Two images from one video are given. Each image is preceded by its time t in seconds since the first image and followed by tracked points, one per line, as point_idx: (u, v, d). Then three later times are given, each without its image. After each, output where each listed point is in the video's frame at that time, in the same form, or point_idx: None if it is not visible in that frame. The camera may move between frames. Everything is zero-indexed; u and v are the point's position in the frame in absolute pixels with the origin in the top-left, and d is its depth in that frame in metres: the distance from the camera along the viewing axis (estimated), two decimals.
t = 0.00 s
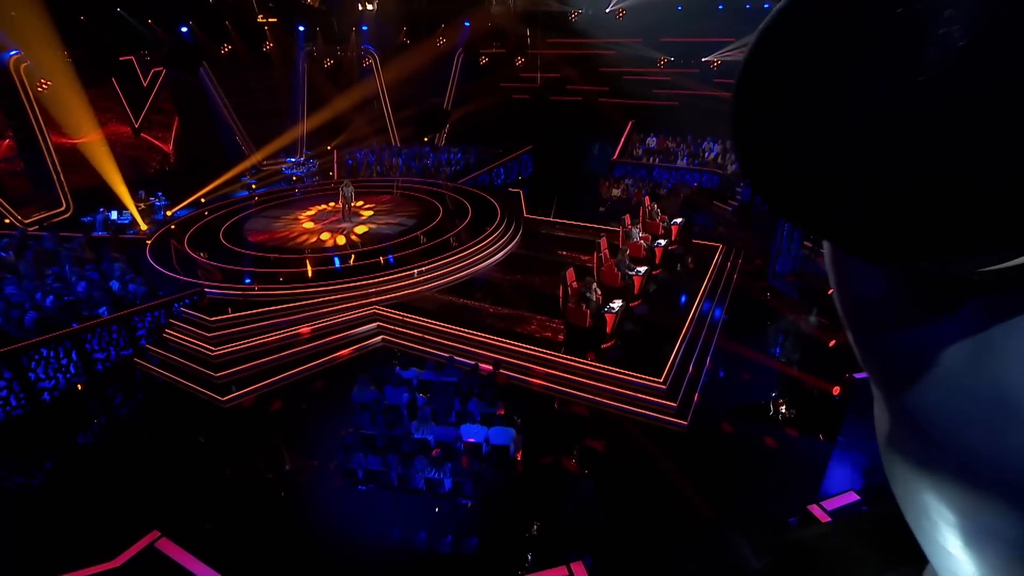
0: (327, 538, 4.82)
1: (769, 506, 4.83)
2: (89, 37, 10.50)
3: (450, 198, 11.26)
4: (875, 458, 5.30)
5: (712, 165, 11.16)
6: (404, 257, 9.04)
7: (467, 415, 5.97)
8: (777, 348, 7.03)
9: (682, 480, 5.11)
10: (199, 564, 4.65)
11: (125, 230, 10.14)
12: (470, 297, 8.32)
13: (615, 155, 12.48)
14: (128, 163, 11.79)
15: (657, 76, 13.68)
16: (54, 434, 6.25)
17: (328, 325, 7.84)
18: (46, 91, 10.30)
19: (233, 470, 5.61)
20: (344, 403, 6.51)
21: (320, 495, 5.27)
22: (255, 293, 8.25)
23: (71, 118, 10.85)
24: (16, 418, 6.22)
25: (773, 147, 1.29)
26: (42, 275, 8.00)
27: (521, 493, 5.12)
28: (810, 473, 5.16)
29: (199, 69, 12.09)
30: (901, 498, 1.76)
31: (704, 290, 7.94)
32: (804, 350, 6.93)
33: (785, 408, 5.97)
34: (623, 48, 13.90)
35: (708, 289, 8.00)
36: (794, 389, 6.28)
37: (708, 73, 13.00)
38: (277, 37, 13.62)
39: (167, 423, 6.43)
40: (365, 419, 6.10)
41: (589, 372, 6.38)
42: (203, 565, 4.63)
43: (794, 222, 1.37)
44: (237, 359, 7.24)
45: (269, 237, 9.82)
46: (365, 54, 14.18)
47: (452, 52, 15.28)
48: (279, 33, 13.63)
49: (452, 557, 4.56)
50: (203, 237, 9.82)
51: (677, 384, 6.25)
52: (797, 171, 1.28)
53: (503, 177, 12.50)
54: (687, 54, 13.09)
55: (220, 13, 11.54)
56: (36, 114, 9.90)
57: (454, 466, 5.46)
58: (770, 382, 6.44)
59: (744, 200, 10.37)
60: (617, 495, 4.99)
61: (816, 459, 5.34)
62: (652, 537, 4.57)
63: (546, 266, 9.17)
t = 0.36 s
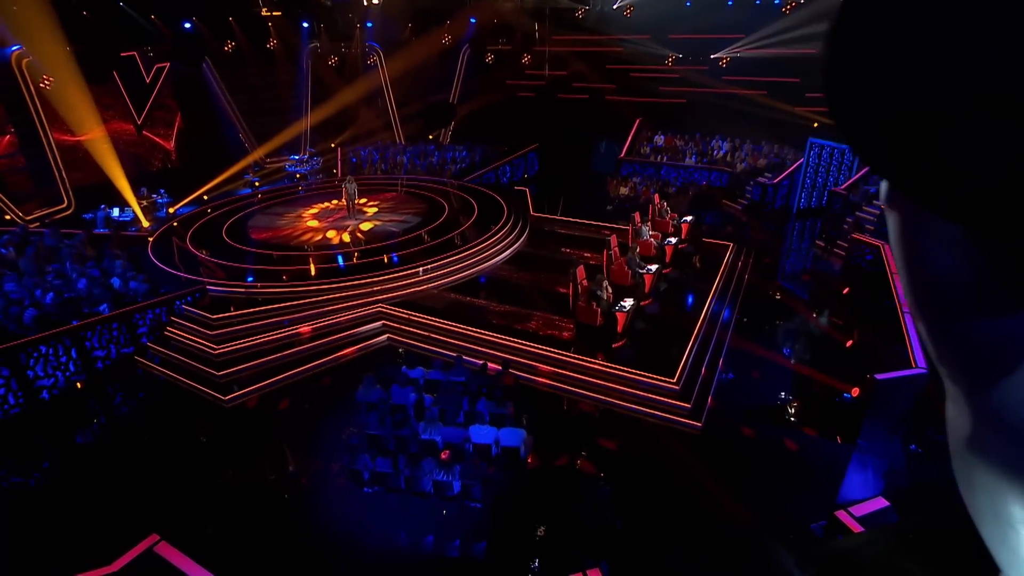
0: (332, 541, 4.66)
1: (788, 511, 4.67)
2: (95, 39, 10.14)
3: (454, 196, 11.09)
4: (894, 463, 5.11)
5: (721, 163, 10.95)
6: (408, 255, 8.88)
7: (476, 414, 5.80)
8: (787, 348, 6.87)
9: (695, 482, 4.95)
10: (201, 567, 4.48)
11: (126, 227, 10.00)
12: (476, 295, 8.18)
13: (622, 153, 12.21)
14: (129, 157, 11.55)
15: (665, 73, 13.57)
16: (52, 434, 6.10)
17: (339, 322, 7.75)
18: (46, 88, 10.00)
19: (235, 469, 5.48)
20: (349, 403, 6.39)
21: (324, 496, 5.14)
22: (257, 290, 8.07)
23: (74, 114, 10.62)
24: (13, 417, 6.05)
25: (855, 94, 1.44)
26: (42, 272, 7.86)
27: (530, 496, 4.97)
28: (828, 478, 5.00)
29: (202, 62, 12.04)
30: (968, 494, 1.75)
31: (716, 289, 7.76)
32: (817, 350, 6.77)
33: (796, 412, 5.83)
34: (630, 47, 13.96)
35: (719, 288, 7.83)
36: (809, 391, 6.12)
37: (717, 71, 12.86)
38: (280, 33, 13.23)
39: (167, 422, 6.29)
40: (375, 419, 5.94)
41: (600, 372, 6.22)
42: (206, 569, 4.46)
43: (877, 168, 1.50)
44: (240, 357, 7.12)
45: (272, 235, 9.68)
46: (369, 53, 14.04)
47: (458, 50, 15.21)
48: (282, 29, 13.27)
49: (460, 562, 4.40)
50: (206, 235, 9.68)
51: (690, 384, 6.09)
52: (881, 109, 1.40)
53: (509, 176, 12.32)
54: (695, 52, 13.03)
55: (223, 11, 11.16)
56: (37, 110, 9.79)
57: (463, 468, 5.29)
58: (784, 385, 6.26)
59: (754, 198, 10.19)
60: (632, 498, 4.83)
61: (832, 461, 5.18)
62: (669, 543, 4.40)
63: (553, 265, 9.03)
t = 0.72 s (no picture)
0: (337, 549, 4.50)
1: (808, 520, 4.50)
2: (102, 42, 9.74)
3: (460, 197, 10.94)
4: (922, 472, 4.92)
5: (732, 165, 10.77)
6: (413, 257, 8.71)
7: (486, 419, 5.44)
8: (800, 351, 6.74)
9: (712, 492, 4.77)
10: None
11: (129, 226, 9.85)
12: (484, 297, 8.02)
13: (630, 155, 11.76)
14: (129, 157, 11.34)
15: (673, 74, 13.42)
16: (50, 437, 5.94)
17: (343, 323, 7.58)
18: (51, 88, 9.99)
19: (235, 474, 5.33)
20: (354, 407, 6.23)
21: (328, 502, 4.97)
22: (260, 290, 7.91)
23: (78, 114, 10.51)
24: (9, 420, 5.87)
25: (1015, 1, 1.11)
26: (43, 272, 7.71)
27: (542, 504, 4.79)
28: (850, 487, 4.82)
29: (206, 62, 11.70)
30: None
31: (730, 291, 7.59)
32: (834, 354, 6.60)
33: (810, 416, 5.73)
34: (637, 46, 13.77)
35: (733, 291, 7.64)
36: (827, 397, 5.95)
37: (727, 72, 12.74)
38: (286, 32, 13.20)
39: (166, 424, 6.17)
40: (383, 422, 5.44)
41: (616, 376, 5.95)
42: None
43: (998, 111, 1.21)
44: (243, 359, 6.96)
45: (276, 235, 9.54)
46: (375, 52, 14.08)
47: (464, 50, 14.76)
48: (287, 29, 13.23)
49: (469, 572, 4.23)
50: (209, 235, 9.53)
51: (707, 387, 5.88)
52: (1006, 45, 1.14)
53: (516, 177, 12.12)
54: (706, 52, 12.90)
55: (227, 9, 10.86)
56: (40, 109, 9.69)
57: (475, 475, 5.06)
58: (802, 392, 6.08)
59: (766, 200, 10.00)
60: (648, 507, 4.65)
61: (856, 470, 5.00)
62: (686, 553, 4.23)
63: (561, 266, 8.86)
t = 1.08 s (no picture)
0: (342, 561, 4.31)
1: (837, 535, 4.27)
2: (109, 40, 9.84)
3: (465, 202, 10.74)
4: (954, 487, 4.70)
5: (744, 169, 10.59)
6: (420, 261, 8.54)
7: (498, 425, 5.22)
8: (812, 360, 6.46)
9: (734, 504, 4.55)
10: None
11: (132, 228, 9.71)
12: (492, 301, 7.84)
13: (640, 159, 11.61)
14: (135, 159, 11.32)
15: (684, 77, 13.27)
16: (45, 441, 5.76)
17: (346, 328, 7.41)
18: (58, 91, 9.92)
19: (236, 481, 5.14)
20: (359, 414, 6.05)
21: (331, 512, 4.78)
22: (265, 293, 7.76)
23: (84, 115, 10.44)
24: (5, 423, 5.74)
25: None
26: (45, 273, 7.57)
27: (557, 516, 4.58)
28: (877, 501, 4.59)
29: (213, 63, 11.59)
30: None
31: (745, 297, 7.40)
32: (854, 361, 6.39)
33: (822, 422, 5.51)
34: (647, 49, 13.61)
35: (748, 297, 7.45)
36: (849, 405, 5.74)
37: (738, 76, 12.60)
38: (293, 36, 13.22)
39: (167, 430, 5.95)
40: (391, 430, 5.06)
41: (628, 382, 5.91)
42: None
43: None
44: (246, 363, 6.78)
45: (281, 238, 9.40)
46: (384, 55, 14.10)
47: (472, 52, 14.81)
48: (295, 32, 13.27)
49: None
50: (213, 238, 9.40)
51: (723, 395, 5.76)
52: None
53: (524, 181, 11.96)
54: (716, 56, 12.77)
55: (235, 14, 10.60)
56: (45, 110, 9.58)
57: (486, 484, 4.85)
58: (825, 398, 5.85)
59: (779, 205, 9.79)
60: (668, 519, 4.43)
61: (884, 482, 4.78)
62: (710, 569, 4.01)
63: (571, 271, 8.68)
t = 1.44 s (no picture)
0: None
1: (871, 556, 4.05)
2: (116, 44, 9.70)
3: (473, 206, 10.53)
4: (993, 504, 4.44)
5: (758, 172, 10.39)
6: (428, 264, 8.35)
7: (511, 435, 5.02)
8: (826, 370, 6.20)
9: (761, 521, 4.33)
10: None
11: (136, 230, 9.57)
12: (503, 306, 7.63)
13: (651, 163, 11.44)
14: (139, 159, 11.23)
15: (697, 80, 13.06)
16: (42, 447, 5.58)
17: (350, 333, 7.20)
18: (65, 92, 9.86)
19: (237, 491, 4.96)
20: (366, 421, 5.85)
21: (336, 524, 4.60)
22: (270, 296, 7.58)
23: (89, 117, 10.41)
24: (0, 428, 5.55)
25: None
26: (46, 275, 7.40)
27: (573, 531, 4.39)
28: (911, 520, 4.36)
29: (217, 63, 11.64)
30: None
31: (764, 302, 7.17)
32: (879, 369, 6.15)
33: (844, 435, 5.27)
34: (658, 52, 13.44)
35: (767, 302, 7.23)
36: (875, 414, 5.52)
37: (752, 79, 12.39)
38: (302, 41, 13.24)
39: (168, 436, 5.75)
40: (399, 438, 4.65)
41: (644, 391, 5.71)
42: None
43: None
44: (249, 368, 6.60)
45: (286, 241, 9.24)
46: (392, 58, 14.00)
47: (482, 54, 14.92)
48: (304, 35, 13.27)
49: None
50: (217, 240, 9.25)
51: (745, 401, 5.55)
52: None
53: (533, 185, 11.78)
54: (730, 58, 12.57)
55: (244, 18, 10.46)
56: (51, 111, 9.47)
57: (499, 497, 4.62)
58: (851, 408, 5.62)
59: (795, 209, 9.67)
60: (692, 537, 4.21)
61: (918, 498, 4.56)
62: None
63: (582, 276, 8.46)
